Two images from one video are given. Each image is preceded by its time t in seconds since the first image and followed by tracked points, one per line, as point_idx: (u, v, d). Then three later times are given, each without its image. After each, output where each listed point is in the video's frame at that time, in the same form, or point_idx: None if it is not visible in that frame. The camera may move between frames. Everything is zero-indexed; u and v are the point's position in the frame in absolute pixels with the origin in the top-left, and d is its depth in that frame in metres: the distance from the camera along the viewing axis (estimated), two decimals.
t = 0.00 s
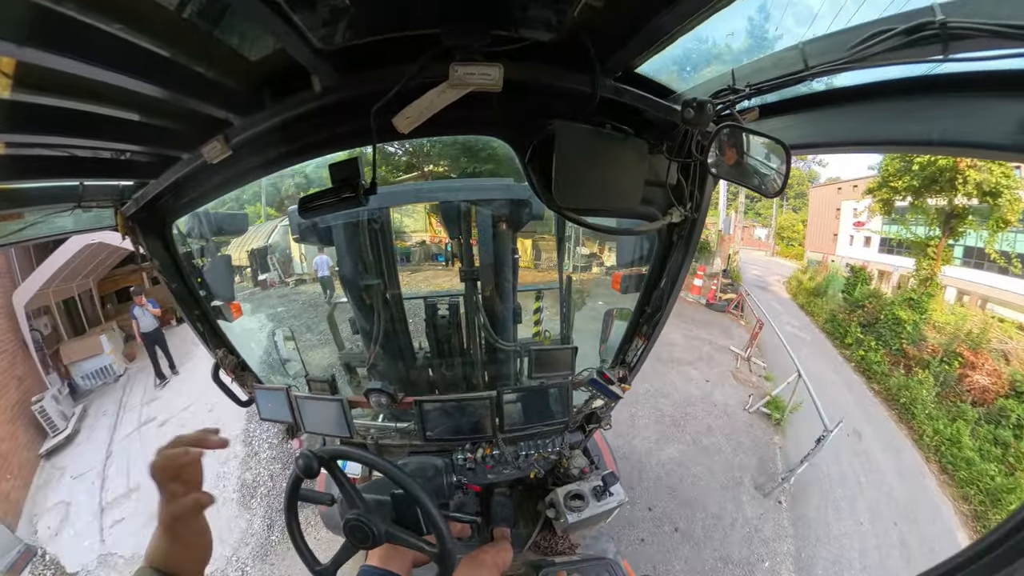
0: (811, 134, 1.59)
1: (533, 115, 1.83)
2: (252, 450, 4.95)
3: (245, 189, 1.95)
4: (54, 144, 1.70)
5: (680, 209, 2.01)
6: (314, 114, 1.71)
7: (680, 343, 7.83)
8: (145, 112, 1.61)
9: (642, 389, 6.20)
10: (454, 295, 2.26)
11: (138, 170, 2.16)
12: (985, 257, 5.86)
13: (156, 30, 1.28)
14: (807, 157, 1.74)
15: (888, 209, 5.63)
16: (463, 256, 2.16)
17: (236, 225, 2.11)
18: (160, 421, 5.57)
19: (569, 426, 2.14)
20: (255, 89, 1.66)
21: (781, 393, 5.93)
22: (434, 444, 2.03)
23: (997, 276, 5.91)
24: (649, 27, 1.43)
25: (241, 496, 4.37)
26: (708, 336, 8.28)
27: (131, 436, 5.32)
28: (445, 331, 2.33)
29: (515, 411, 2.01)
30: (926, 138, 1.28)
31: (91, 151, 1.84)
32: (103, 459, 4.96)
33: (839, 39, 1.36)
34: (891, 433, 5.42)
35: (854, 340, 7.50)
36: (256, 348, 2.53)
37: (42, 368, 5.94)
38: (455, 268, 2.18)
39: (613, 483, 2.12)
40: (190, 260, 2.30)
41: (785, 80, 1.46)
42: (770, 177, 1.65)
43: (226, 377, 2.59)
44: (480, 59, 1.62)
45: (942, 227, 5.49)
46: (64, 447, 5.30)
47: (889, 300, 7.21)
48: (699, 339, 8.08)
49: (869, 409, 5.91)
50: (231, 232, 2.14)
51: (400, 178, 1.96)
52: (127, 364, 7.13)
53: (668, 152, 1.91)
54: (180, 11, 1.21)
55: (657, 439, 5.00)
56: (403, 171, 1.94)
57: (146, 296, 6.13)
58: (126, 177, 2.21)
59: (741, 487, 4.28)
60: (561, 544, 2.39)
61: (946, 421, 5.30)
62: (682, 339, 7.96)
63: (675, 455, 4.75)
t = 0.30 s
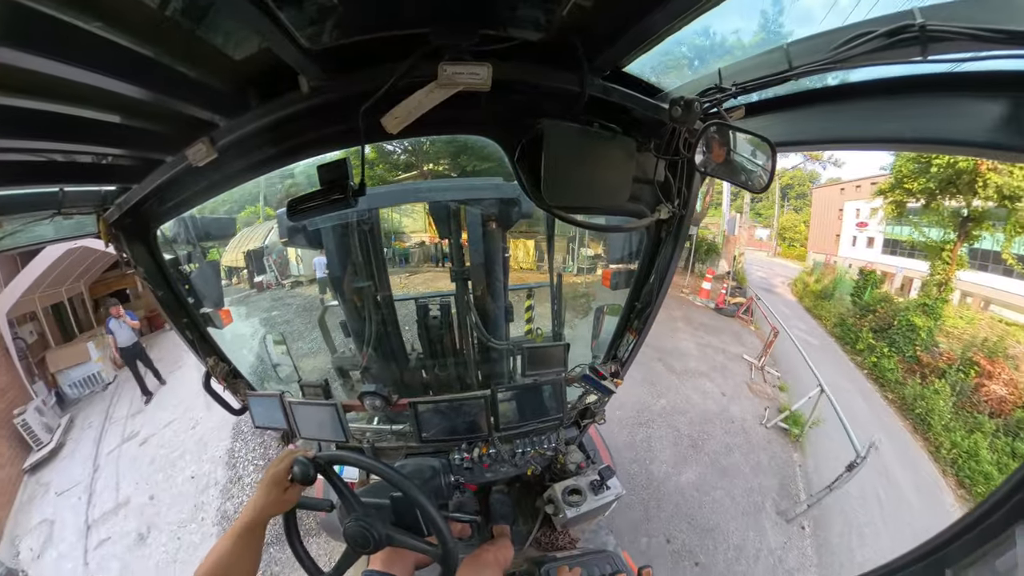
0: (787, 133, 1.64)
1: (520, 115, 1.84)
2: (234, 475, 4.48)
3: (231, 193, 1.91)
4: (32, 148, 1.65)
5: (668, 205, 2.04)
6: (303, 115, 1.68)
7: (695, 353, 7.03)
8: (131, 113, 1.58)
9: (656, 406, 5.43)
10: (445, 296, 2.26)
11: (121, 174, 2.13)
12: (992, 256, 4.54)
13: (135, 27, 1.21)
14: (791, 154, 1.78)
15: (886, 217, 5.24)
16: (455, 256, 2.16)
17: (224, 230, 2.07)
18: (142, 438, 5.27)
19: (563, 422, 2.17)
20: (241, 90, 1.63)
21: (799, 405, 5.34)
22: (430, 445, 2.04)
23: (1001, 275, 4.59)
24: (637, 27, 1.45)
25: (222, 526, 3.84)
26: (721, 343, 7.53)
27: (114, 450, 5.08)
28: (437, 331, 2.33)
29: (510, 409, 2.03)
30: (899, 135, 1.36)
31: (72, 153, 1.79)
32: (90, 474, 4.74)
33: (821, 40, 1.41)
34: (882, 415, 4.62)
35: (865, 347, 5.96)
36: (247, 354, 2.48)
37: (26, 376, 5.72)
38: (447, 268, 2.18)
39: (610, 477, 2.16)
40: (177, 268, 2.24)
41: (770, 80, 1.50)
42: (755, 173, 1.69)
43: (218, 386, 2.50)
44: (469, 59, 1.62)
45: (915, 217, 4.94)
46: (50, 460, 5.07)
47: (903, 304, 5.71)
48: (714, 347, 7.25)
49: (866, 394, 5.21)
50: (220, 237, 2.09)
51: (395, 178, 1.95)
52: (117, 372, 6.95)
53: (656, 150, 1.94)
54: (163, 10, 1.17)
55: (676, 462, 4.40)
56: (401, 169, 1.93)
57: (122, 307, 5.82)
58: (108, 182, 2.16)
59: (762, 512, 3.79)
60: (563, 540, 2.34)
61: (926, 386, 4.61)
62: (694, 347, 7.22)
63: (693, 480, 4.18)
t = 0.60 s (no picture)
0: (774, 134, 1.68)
1: (512, 114, 1.84)
2: (216, 500, 4.13)
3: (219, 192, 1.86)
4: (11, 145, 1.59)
5: (658, 204, 2.07)
6: (293, 113, 1.65)
7: (710, 364, 6.69)
8: (114, 108, 1.53)
9: (675, 426, 5.05)
10: (436, 295, 2.25)
11: (103, 172, 2.08)
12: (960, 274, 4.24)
13: (118, 19, 1.16)
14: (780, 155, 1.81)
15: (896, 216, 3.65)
16: (447, 255, 2.15)
17: (215, 231, 2.03)
18: (124, 454, 5.00)
19: (556, 419, 2.19)
20: (231, 86, 1.60)
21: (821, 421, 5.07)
22: (424, 445, 2.05)
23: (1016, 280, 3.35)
24: (631, 29, 1.46)
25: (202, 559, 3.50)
26: (737, 354, 7.16)
27: (96, 467, 4.82)
28: (429, 331, 2.32)
29: (503, 408, 2.03)
30: (891, 139, 1.38)
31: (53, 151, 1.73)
32: (71, 491, 4.48)
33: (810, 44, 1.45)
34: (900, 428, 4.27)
35: (876, 355, 5.40)
36: (239, 357, 2.47)
37: (11, 387, 5.47)
38: (439, 267, 2.17)
39: (603, 474, 2.21)
40: (163, 270, 2.18)
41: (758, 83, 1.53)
42: (745, 173, 1.72)
43: (209, 390, 2.51)
44: (462, 58, 1.60)
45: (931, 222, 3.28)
46: (33, 475, 4.81)
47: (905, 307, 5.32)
48: (729, 357, 6.93)
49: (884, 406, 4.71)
50: (206, 238, 2.05)
51: (396, 176, 1.94)
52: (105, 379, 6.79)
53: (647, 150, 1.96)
54: (149, 4, 1.13)
55: (694, 489, 4.04)
56: (400, 169, 1.92)
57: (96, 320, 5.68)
58: (92, 181, 2.10)
59: (786, 543, 3.52)
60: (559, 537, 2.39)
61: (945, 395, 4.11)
62: (709, 358, 6.89)
63: (715, 510, 3.82)
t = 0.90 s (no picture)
0: (761, 137, 1.72)
1: (502, 114, 1.82)
2: (198, 529, 3.86)
3: (205, 191, 1.82)
4: None
5: (646, 205, 2.11)
6: (283, 110, 1.61)
7: (728, 378, 6.40)
8: (98, 102, 1.48)
9: (694, 450, 4.78)
10: (426, 295, 2.26)
11: (86, 169, 2.01)
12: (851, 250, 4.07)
13: (105, 10, 1.11)
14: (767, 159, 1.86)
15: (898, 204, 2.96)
16: (436, 253, 2.14)
17: (199, 230, 1.97)
18: (106, 472, 4.80)
19: (547, 417, 2.20)
20: (219, 81, 1.56)
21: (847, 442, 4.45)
22: (416, 446, 2.04)
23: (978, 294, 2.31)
24: (624, 32, 1.47)
25: None
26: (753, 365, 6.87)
27: (78, 484, 4.63)
28: (419, 331, 2.33)
29: (494, 407, 2.04)
30: (872, 145, 1.46)
31: (31, 146, 1.65)
32: (53, 510, 4.30)
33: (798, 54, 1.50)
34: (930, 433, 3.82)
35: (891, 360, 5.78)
36: (228, 360, 2.48)
37: None
38: (427, 267, 2.17)
39: (596, 469, 2.24)
40: (146, 269, 2.12)
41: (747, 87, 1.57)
42: (733, 175, 1.77)
43: (196, 393, 2.50)
44: (453, 56, 1.56)
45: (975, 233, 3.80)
46: (16, 490, 4.63)
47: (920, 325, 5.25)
48: (746, 370, 6.65)
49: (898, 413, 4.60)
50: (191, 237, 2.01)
51: (397, 174, 1.94)
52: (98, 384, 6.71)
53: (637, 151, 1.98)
54: None
55: (716, 523, 3.74)
56: (400, 168, 1.93)
57: (67, 337, 5.27)
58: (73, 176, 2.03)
59: None
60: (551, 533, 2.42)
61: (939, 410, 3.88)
62: (731, 372, 6.51)
63: (740, 546, 3.54)
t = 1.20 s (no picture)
0: (754, 142, 1.76)
1: (497, 114, 1.79)
2: (177, 559, 3.69)
3: (193, 186, 1.76)
4: None
5: (637, 207, 2.15)
6: (275, 105, 1.57)
7: (749, 394, 6.06)
8: (84, 90, 1.42)
9: (716, 480, 4.38)
10: (417, 295, 2.25)
11: (69, 160, 1.93)
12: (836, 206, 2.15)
13: None
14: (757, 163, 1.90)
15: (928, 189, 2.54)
16: (427, 252, 2.14)
17: (189, 226, 1.90)
18: (90, 487, 4.62)
19: (538, 416, 2.23)
20: (210, 71, 1.51)
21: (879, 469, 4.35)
22: (407, 446, 2.04)
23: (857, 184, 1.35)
24: (619, 36, 1.48)
25: None
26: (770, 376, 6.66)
27: (61, 500, 4.46)
28: (410, 331, 2.33)
29: (484, 405, 2.06)
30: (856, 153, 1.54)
31: (10, 135, 1.58)
32: (36, 526, 4.14)
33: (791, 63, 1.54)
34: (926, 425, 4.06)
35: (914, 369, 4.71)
36: (216, 361, 2.41)
37: None
38: (417, 268, 2.17)
39: (587, 467, 2.26)
40: (129, 267, 2.05)
41: (740, 94, 1.59)
42: (722, 179, 1.80)
43: (182, 395, 2.44)
44: (449, 54, 1.52)
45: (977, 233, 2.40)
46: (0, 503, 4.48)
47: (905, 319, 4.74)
48: (765, 383, 6.37)
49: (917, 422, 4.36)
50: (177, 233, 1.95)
51: (396, 174, 1.93)
52: (86, 392, 6.52)
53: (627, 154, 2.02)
54: None
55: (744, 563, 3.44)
56: (400, 166, 1.90)
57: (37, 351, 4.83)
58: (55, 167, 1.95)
59: None
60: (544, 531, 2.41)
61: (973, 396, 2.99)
62: (752, 387, 6.22)
63: None
